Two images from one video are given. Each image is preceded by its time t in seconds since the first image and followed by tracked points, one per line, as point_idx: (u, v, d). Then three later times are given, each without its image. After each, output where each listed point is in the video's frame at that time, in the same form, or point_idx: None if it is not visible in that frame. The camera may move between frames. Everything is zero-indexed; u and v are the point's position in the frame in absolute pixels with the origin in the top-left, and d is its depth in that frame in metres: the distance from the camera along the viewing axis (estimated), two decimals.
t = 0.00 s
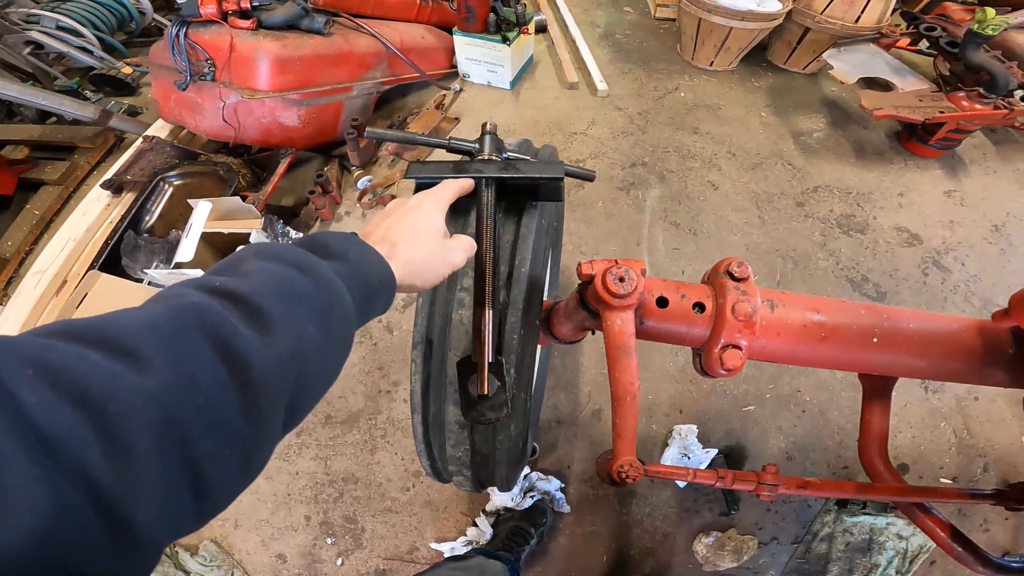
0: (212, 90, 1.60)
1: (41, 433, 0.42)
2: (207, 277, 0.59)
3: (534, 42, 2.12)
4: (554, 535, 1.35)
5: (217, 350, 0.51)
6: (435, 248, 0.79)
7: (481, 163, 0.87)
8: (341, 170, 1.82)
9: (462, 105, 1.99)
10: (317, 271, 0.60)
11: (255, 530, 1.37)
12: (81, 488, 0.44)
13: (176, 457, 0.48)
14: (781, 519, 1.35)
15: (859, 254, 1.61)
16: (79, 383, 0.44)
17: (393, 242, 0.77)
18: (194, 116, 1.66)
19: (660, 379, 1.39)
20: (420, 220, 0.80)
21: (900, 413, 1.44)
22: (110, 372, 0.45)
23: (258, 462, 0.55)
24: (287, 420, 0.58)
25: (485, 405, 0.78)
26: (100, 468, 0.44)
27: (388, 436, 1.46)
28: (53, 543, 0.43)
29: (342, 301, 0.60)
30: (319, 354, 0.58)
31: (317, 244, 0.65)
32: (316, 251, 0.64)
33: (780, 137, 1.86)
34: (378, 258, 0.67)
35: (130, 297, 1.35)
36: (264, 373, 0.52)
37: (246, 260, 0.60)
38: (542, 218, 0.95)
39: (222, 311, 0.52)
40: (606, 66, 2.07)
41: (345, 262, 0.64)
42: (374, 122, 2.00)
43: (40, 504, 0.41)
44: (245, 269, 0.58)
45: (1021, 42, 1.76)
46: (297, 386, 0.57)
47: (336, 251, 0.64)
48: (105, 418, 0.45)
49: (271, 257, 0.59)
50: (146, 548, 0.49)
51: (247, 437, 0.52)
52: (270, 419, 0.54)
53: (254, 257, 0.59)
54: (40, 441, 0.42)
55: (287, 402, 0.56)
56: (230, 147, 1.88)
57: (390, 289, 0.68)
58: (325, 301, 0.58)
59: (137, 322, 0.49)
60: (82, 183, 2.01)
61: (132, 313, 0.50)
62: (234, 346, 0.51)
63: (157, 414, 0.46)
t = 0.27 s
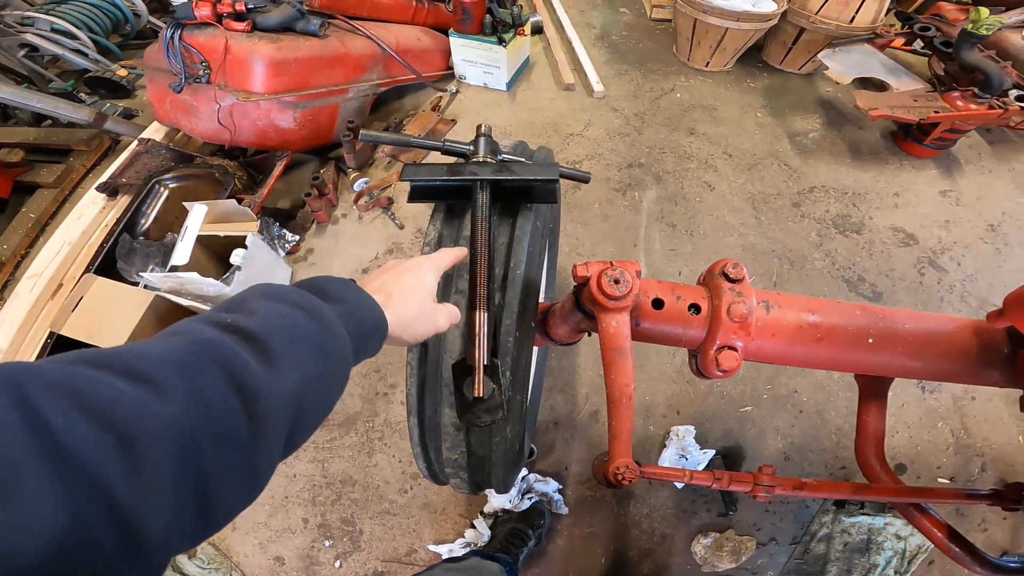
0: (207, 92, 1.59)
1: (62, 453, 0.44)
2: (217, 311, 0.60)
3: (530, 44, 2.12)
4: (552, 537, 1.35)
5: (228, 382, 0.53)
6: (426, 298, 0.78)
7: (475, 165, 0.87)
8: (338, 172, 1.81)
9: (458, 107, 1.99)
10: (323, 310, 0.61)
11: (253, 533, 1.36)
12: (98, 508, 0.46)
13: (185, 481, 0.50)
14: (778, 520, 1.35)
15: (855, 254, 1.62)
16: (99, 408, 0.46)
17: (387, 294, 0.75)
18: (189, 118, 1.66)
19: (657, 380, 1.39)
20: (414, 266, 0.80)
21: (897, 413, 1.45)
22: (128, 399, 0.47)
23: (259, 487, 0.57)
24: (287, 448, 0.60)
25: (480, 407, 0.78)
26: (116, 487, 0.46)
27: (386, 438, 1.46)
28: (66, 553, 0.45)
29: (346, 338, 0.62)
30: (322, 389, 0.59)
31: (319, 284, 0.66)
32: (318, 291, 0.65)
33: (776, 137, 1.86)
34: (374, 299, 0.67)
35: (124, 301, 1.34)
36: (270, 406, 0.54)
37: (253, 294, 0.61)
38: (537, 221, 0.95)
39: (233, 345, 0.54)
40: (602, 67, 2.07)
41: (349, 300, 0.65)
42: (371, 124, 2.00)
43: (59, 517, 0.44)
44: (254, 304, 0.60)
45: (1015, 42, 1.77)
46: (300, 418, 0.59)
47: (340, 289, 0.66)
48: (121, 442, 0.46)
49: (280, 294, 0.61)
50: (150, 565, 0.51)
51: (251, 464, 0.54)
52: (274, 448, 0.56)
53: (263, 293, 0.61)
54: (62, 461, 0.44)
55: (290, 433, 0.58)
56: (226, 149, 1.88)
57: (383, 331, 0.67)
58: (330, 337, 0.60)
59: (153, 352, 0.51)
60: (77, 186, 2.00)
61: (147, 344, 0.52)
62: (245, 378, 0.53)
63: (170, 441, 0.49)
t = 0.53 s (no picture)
0: (207, 91, 1.59)
1: (83, 473, 0.44)
2: (229, 331, 0.60)
3: (531, 43, 2.12)
4: (552, 537, 1.34)
5: (243, 403, 0.53)
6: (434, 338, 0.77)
7: (477, 165, 0.86)
8: (338, 172, 1.81)
9: (459, 106, 1.99)
10: (335, 330, 0.61)
11: (252, 532, 1.36)
12: (115, 528, 0.45)
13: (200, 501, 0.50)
14: (779, 520, 1.35)
15: (856, 255, 1.61)
16: (117, 428, 0.46)
17: (399, 316, 0.74)
18: (189, 117, 1.65)
19: (658, 380, 1.39)
20: (426, 303, 0.77)
21: (898, 413, 1.44)
22: (145, 419, 0.47)
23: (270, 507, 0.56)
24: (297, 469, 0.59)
25: (481, 408, 0.77)
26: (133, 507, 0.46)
27: (386, 438, 1.45)
28: (82, 572, 0.45)
29: (357, 359, 0.62)
30: (333, 409, 0.59)
31: (329, 304, 0.66)
32: (328, 312, 0.65)
33: (777, 137, 1.86)
34: (383, 320, 0.67)
35: (124, 300, 1.34)
36: (284, 427, 0.54)
37: (266, 313, 0.61)
38: (538, 220, 0.95)
39: (248, 365, 0.54)
40: (603, 67, 2.07)
41: (360, 320, 0.65)
42: (371, 123, 1.99)
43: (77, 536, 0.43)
44: (267, 324, 0.60)
45: (1017, 42, 1.77)
46: (311, 438, 0.58)
47: (351, 309, 0.66)
48: (139, 463, 0.46)
49: (293, 314, 0.61)
50: None
51: (264, 484, 0.54)
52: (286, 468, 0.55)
53: (276, 313, 0.61)
54: (82, 481, 0.44)
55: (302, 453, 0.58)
56: (226, 148, 1.87)
57: (391, 350, 0.67)
58: (342, 358, 0.60)
59: (169, 373, 0.51)
60: (77, 185, 2.00)
61: (164, 363, 0.52)
62: (260, 399, 0.53)
63: (187, 461, 0.48)
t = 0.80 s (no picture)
0: (204, 93, 1.59)
1: (88, 490, 0.45)
2: (232, 349, 0.60)
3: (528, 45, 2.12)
4: (549, 538, 1.34)
5: (245, 422, 0.53)
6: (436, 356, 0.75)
7: (472, 167, 0.87)
8: (335, 173, 1.81)
9: (456, 108, 1.99)
10: (337, 349, 0.61)
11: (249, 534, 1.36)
12: (119, 543, 0.46)
13: (201, 518, 0.50)
14: (775, 521, 1.36)
15: (852, 256, 1.62)
16: (121, 446, 0.46)
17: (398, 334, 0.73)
18: (186, 119, 1.65)
19: (654, 382, 1.39)
20: (428, 320, 0.75)
21: (894, 414, 1.45)
22: (149, 438, 0.47)
23: (271, 523, 0.56)
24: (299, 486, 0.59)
25: (476, 410, 0.77)
26: (137, 523, 0.46)
27: (383, 440, 1.45)
28: None
29: (359, 379, 0.62)
30: (335, 428, 0.59)
31: (332, 322, 0.65)
32: (329, 331, 0.64)
33: (773, 139, 1.86)
34: (384, 340, 0.66)
35: (120, 302, 1.34)
36: (286, 446, 0.54)
37: (270, 331, 0.61)
38: (533, 223, 0.95)
39: (250, 385, 0.54)
40: (600, 68, 2.07)
41: (363, 339, 0.65)
42: (368, 125, 1.99)
43: (83, 551, 0.44)
44: (270, 343, 0.60)
45: (1012, 43, 1.77)
46: (312, 456, 0.58)
47: (355, 327, 0.65)
48: (142, 481, 0.46)
49: (297, 333, 0.61)
50: None
51: (265, 503, 0.54)
52: (288, 486, 0.55)
53: (280, 332, 0.61)
54: (88, 497, 0.44)
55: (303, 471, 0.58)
56: (223, 150, 1.87)
57: (392, 368, 0.66)
58: (344, 377, 0.60)
59: (173, 391, 0.51)
60: (74, 187, 2.00)
61: (168, 382, 0.52)
62: (263, 419, 0.53)
63: (189, 480, 0.48)
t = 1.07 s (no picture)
0: (204, 94, 1.59)
1: (88, 492, 0.45)
2: (232, 350, 0.60)
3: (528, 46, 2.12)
4: (548, 539, 1.34)
5: (245, 423, 0.53)
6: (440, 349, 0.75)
7: (471, 168, 0.87)
8: (335, 174, 1.81)
9: (456, 109, 1.99)
10: (337, 350, 0.61)
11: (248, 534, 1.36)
12: (119, 545, 0.46)
13: (201, 520, 0.50)
14: (774, 522, 1.36)
15: (851, 258, 1.62)
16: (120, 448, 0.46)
17: (400, 328, 0.73)
18: (186, 120, 1.66)
19: (653, 383, 1.39)
20: (428, 313, 0.75)
21: (892, 415, 1.45)
22: (148, 440, 0.48)
23: (271, 524, 0.56)
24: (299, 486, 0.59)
25: (475, 410, 0.77)
26: (136, 525, 0.46)
27: (382, 440, 1.45)
28: None
29: (360, 379, 0.62)
30: (335, 429, 0.59)
31: (332, 322, 0.65)
32: (330, 330, 0.64)
33: (772, 140, 1.87)
34: (386, 338, 0.66)
35: (120, 303, 1.34)
36: (285, 447, 0.54)
37: (270, 332, 0.61)
38: (533, 224, 0.95)
39: (250, 387, 0.54)
40: (600, 70, 2.07)
41: (364, 339, 0.65)
42: (368, 126, 2.00)
43: (83, 552, 0.44)
44: (270, 344, 0.60)
45: (1011, 45, 1.78)
46: (313, 457, 0.58)
47: (356, 327, 0.65)
48: (142, 482, 0.47)
49: (296, 333, 0.61)
50: None
51: (265, 504, 0.54)
52: (288, 488, 0.55)
53: (280, 333, 0.61)
54: (87, 499, 0.45)
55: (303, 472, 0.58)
56: (223, 151, 1.88)
57: (394, 368, 0.66)
58: (344, 378, 0.60)
59: (172, 393, 0.51)
60: (74, 187, 2.00)
61: (167, 384, 0.52)
62: (262, 420, 0.53)
63: (189, 481, 0.48)
